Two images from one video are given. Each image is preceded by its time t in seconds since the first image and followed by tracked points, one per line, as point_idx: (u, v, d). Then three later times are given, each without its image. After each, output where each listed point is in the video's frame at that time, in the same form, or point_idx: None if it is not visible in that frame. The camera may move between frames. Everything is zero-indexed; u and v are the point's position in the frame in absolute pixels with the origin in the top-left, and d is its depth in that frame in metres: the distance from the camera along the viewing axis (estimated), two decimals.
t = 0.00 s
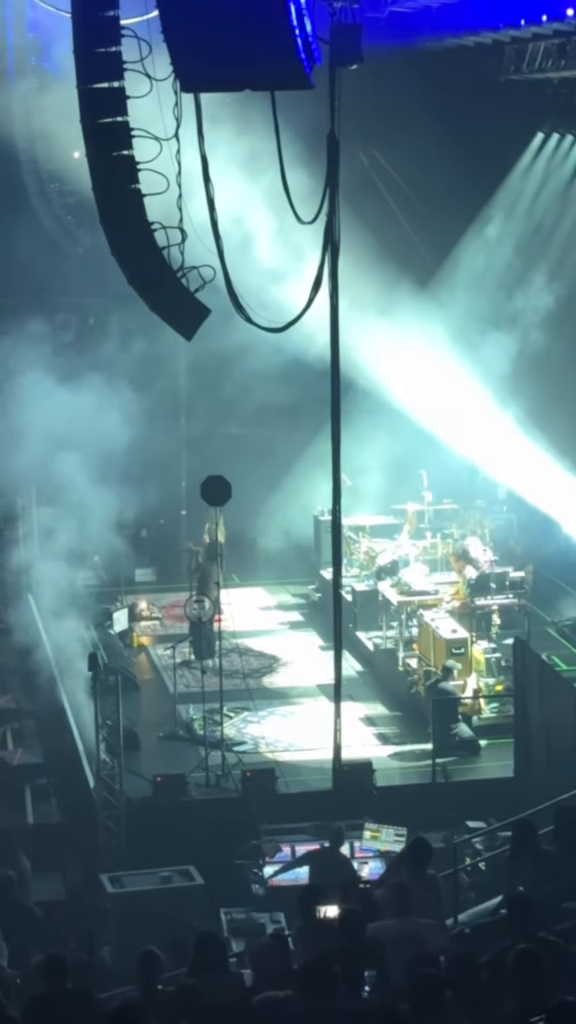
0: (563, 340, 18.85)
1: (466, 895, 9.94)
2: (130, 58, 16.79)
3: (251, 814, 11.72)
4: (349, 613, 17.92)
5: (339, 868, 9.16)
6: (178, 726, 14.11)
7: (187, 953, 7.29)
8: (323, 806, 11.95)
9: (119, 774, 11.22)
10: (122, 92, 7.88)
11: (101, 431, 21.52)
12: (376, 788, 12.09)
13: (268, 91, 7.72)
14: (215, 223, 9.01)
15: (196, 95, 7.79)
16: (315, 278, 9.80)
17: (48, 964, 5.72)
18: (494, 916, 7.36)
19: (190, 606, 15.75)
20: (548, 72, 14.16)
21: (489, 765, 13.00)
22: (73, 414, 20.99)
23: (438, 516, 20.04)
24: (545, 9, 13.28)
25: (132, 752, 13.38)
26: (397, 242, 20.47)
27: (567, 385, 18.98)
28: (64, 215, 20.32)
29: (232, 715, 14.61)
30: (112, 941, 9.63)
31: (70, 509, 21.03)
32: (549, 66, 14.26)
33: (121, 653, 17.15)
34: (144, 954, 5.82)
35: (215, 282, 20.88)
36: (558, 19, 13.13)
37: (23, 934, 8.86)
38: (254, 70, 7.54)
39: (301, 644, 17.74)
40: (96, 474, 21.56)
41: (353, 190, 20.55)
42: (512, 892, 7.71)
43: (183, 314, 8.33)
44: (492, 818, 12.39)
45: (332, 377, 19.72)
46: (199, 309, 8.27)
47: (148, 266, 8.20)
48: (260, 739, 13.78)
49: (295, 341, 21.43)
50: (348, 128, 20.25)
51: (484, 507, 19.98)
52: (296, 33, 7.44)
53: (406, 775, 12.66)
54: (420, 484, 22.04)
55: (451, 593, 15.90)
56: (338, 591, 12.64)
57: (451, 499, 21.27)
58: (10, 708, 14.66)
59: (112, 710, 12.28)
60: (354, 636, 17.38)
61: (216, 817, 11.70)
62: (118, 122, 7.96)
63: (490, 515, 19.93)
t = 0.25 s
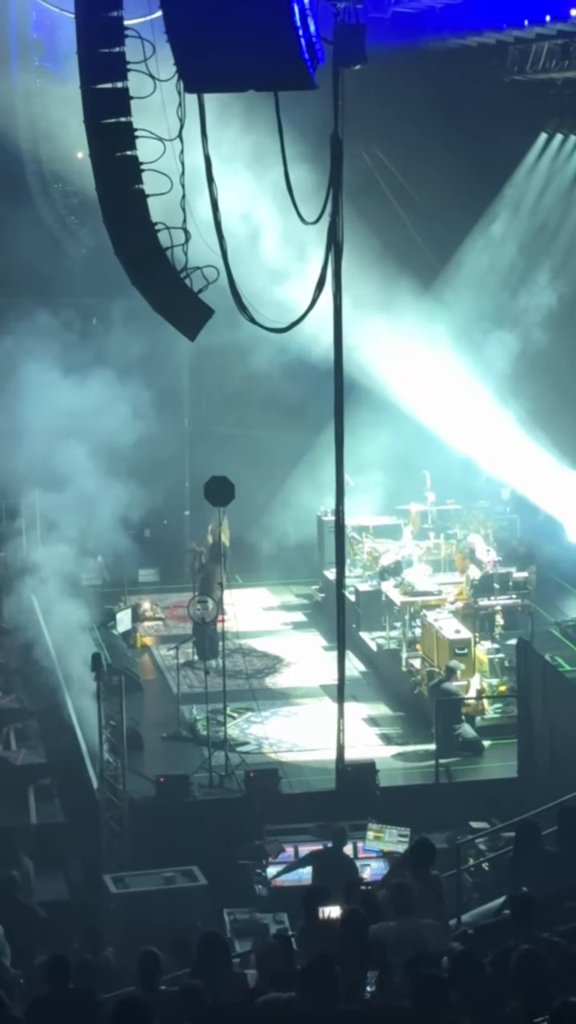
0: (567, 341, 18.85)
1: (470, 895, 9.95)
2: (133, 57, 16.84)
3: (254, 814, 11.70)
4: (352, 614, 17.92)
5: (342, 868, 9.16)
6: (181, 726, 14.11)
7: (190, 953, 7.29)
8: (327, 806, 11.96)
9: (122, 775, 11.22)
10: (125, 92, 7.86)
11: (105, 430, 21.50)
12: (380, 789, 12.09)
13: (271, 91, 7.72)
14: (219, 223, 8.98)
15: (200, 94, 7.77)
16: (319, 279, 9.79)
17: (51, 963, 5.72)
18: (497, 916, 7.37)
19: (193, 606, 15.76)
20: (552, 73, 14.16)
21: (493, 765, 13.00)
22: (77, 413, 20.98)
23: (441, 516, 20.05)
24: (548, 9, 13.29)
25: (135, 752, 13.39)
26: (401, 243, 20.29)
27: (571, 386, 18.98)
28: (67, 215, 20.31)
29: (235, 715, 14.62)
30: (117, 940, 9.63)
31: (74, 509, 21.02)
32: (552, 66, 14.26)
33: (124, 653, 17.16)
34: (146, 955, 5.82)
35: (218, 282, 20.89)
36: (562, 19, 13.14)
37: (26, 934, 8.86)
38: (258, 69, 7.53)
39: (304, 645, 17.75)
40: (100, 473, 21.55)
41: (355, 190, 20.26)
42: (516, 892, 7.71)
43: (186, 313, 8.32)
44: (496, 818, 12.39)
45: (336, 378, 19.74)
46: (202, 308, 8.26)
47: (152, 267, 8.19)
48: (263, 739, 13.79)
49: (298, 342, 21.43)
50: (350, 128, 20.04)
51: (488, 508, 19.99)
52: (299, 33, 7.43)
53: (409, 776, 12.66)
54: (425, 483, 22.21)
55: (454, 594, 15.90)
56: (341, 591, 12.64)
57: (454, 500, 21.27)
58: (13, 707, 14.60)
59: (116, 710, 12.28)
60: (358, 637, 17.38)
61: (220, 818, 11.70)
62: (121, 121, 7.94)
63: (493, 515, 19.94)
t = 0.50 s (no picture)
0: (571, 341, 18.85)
1: (474, 895, 9.96)
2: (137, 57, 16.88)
3: (258, 816, 11.67)
4: (355, 615, 17.92)
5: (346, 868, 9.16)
6: (184, 726, 14.12)
7: (193, 954, 7.31)
8: (330, 806, 11.97)
9: (125, 775, 11.22)
10: (129, 93, 7.87)
11: (108, 430, 21.52)
12: (383, 788, 12.10)
13: (276, 91, 7.73)
14: (222, 223, 8.94)
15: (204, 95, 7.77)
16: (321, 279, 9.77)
17: (54, 963, 5.71)
18: (500, 917, 7.37)
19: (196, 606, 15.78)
20: (556, 74, 14.16)
21: (496, 766, 13.01)
22: (81, 413, 20.99)
23: (445, 516, 20.08)
24: (553, 10, 13.29)
25: (139, 753, 13.40)
26: (403, 243, 20.32)
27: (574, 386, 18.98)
28: (71, 215, 20.32)
29: (238, 714, 14.63)
30: (121, 938, 9.65)
31: (78, 509, 21.03)
32: (557, 67, 14.26)
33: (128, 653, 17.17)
34: (148, 954, 5.82)
35: (221, 283, 20.90)
36: (566, 20, 13.14)
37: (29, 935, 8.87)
38: (263, 70, 7.54)
39: (307, 645, 17.77)
40: (104, 473, 21.57)
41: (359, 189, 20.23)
42: (519, 893, 7.72)
43: (193, 314, 8.25)
44: (499, 819, 12.39)
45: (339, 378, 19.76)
46: (207, 309, 8.22)
47: (159, 268, 8.17)
48: (266, 739, 13.80)
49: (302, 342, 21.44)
50: (354, 128, 19.64)
51: (491, 508, 20.02)
52: (303, 33, 7.42)
53: (413, 776, 12.67)
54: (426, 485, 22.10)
55: (458, 594, 15.90)
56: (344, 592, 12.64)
57: (458, 500, 21.28)
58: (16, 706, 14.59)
59: (119, 711, 12.29)
60: (361, 637, 17.39)
61: (223, 818, 11.70)
62: (126, 122, 7.94)
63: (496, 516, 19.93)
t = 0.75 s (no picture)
0: None
1: (478, 895, 9.97)
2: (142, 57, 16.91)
3: (262, 816, 11.68)
4: (359, 615, 17.92)
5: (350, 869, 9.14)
6: (188, 726, 14.12)
7: (197, 955, 7.31)
8: (334, 807, 11.97)
9: (129, 775, 11.22)
10: (133, 93, 7.85)
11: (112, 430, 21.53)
12: (387, 789, 12.10)
13: (281, 92, 7.73)
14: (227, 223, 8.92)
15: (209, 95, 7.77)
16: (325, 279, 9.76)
17: (57, 964, 5.71)
18: (506, 918, 7.37)
19: (201, 606, 15.78)
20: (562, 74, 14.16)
21: (500, 766, 13.00)
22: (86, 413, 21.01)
23: (450, 517, 20.09)
24: (558, 10, 13.29)
25: (142, 753, 13.39)
26: (407, 243, 20.16)
27: None
28: (75, 215, 20.33)
29: (242, 715, 14.63)
30: (124, 937, 9.65)
31: (82, 509, 21.05)
32: (563, 68, 14.26)
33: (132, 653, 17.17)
34: (153, 952, 5.81)
35: (225, 283, 20.89)
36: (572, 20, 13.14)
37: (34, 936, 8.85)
38: (269, 71, 7.55)
39: (311, 645, 17.76)
40: (108, 474, 21.58)
41: (363, 189, 20.01)
42: (524, 893, 7.71)
43: (198, 313, 8.23)
44: (503, 819, 12.39)
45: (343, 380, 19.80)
46: (212, 310, 8.20)
47: (164, 269, 8.14)
48: (270, 740, 13.80)
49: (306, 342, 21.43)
50: (359, 129, 19.39)
51: (495, 508, 20.01)
52: (308, 34, 7.43)
53: (417, 776, 12.67)
54: (430, 484, 22.13)
55: (462, 595, 15.90)
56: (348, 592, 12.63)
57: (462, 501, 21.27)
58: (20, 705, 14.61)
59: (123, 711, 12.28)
60: (365, 637, 17.39)
61: (228, 818, 11.70)
62: (130, 123, 7.93)
63: (501, 516, 19.93)
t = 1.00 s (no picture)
0: None
1: (482, 897, 9.99)
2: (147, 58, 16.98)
3: (267, 816, 11.68)
4: (365, 615, 17.92)
5: (355, 869, 9.15)
6: (194, 726, 14.13)
7: (202, 954, 7.32)
8: (340, 807, 11.98)
9: (134, 775, 11.22)
10: (139, 93, 7.83)
11: (117, 431, 21.54)
12: (392, 789, 12.12)
13: (287, 92, 7.74)
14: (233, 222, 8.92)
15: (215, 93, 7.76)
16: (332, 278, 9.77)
17: (61, 964, 5.72)
18: (511, 918, 7.37)
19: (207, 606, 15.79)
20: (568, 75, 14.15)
21: (505, 766, 13.00)
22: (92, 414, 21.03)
23: (456, 517, 20.12)
24: (565, 11, 13.29)
25: (148, 752, 13.40)
26: (414, 244, 20.30)
27: None
28: (82, 216, 20.32)
29: (248, 715, 14.63)
30: (128, 938, 9.68)
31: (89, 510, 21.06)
32: (569, 69, 14.25)
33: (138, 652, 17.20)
34: (159, 952, 5.81)
35: (232, 283, 20.91)
36: None
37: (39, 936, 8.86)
38: (275, 71, 7.56)
39: (317, 645, 17.77)
40: (113, 474, 21.59)
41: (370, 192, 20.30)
42: (529, 894, 7.71)
43: (203, 312, 8.27)
44: (508, 820, 12.39)
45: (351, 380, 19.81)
46: (218, 308, 8.23)
47: (170, 268, 8.17)
48: (276, 740, 13.80)
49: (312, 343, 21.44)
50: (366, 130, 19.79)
51: (501, 508, 20.01)
52: (315, 34, 7.43)
53: (422, 776, 12.66)
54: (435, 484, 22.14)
55: (467, 595, 15.90)
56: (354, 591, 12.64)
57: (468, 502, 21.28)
58: (25, 704, 14.64)
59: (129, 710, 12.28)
60: (371, 637, 17.39)
61: (232, 819, 11.70)
62: (136, 122, 7.92)
63: (507, 516, 19.95)
